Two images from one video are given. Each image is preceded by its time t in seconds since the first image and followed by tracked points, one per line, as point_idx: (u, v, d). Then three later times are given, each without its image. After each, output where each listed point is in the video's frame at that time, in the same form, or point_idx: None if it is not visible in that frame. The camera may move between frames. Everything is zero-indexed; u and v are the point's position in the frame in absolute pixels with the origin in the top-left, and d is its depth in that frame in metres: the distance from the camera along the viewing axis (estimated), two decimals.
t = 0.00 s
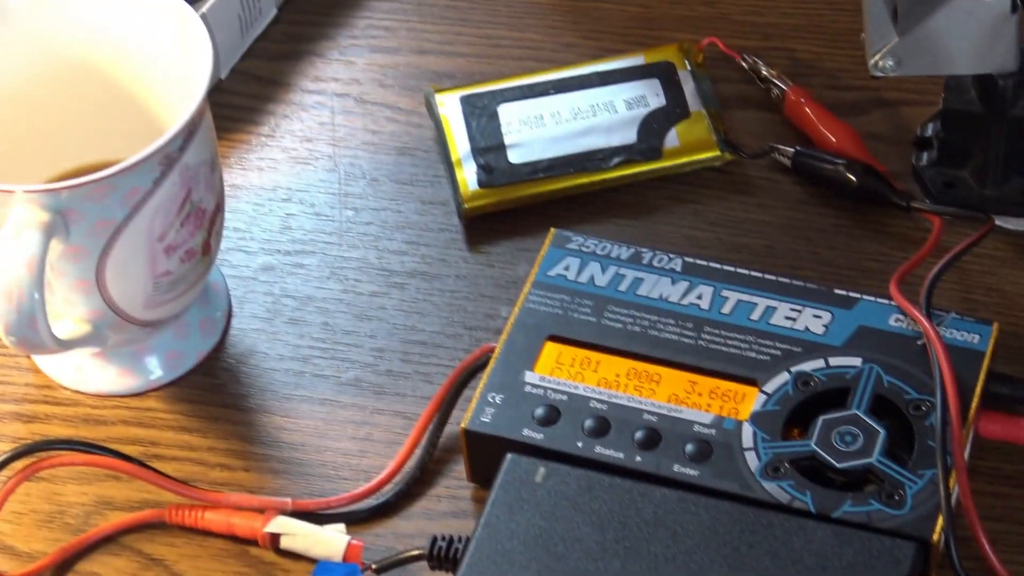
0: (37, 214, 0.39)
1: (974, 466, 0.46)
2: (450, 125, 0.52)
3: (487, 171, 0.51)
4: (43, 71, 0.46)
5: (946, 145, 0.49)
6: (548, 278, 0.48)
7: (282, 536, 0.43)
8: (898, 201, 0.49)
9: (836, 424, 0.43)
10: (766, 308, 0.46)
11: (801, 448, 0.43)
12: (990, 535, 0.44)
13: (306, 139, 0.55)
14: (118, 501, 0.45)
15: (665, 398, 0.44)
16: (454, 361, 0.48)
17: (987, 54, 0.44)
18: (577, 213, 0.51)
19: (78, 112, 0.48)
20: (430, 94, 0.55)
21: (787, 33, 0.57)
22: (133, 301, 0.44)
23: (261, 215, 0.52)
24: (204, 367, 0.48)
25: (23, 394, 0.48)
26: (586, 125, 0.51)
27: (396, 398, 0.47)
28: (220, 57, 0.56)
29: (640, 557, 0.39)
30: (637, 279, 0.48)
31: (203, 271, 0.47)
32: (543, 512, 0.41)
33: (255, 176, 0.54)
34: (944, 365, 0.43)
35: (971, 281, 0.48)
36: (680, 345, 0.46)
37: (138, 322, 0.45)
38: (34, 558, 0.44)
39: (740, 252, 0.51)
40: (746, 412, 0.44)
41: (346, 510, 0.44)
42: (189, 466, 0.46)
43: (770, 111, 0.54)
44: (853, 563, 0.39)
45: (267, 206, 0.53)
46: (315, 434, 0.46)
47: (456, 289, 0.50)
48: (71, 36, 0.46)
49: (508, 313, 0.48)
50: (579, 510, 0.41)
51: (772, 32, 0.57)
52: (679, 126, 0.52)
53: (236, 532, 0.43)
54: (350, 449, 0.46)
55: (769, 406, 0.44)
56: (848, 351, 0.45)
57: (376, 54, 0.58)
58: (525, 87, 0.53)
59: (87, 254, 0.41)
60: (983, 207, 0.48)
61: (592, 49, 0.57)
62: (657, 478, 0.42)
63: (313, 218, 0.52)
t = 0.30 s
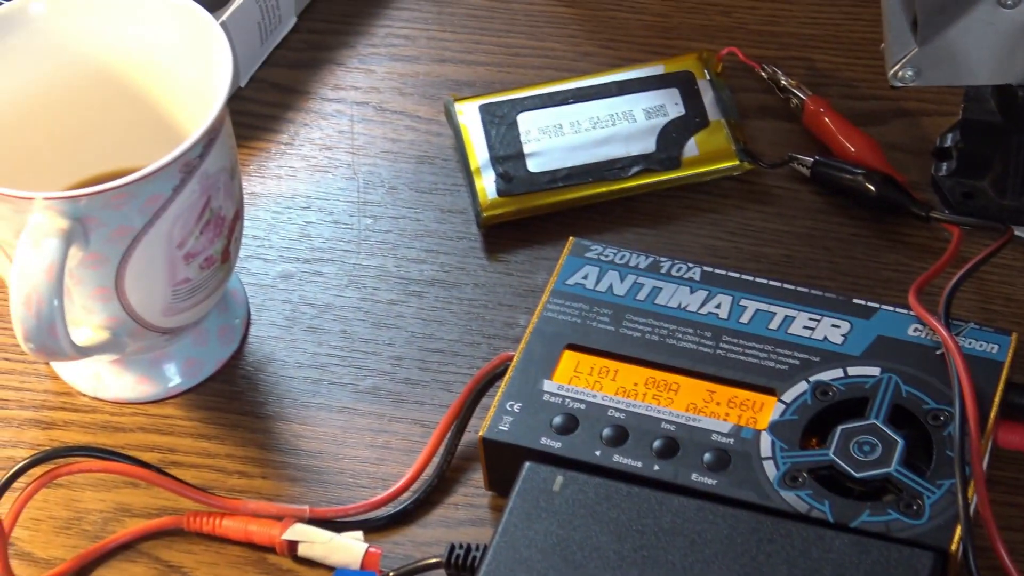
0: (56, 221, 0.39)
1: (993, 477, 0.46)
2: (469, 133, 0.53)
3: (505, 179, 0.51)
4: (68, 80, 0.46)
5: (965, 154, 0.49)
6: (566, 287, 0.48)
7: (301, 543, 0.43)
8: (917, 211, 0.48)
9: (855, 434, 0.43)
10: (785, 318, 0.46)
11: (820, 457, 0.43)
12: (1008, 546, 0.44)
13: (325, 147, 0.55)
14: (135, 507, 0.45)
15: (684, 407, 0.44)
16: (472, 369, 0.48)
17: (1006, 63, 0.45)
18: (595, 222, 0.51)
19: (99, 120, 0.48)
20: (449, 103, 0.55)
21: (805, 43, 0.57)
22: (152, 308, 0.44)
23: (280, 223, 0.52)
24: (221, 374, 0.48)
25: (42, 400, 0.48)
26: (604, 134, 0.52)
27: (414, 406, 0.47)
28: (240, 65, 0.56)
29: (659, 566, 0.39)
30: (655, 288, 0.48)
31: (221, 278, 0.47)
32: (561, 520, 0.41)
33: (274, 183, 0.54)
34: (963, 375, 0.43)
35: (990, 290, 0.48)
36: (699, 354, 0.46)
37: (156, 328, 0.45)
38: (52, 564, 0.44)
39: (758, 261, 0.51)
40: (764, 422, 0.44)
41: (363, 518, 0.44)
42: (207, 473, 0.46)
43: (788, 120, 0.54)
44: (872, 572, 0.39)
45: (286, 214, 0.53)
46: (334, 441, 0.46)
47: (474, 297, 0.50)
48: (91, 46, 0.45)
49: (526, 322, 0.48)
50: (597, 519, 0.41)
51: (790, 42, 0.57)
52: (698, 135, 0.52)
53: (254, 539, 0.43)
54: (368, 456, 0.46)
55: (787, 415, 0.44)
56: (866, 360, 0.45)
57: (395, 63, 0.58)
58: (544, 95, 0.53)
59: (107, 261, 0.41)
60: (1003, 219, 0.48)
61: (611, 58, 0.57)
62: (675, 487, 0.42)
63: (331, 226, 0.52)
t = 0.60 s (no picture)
0: (66, 219, 0.39)
1: (1001, 478, 0.46)
2: (479, 132, 0.53)
3: (515, 179, 0.51)
4: (78, 80, 0.46)
5: (976, 156, 0.49)
6: (575, 286, 0.48)
7: (309, 541, 0.43)
8: (926, 213, 0.48)
9: (863, 436, 0.43)
10: (793, 319, 0.46)
11: (828, 458, 0.43)
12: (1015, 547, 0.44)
13: (335, 146, 0.55)
14: (143, 505, 0.45)
15: (692, 407, 0.44)
16: (480, 368, 0.48)
17: (1016, 64, 0.45)
18: (605, 222, 0.51)
19: (109, 119, 0.48)
20: (459, 102, 0.55)
21: (815, 44, 0.57)
22: (161, 305, 0.44)
23: (289, 221, 0.52)
24: (230, 372, 0.48)
25: (50, 398, 0.48)
26: (615, 133, 0.52)
27: (423, 406, 0.47)
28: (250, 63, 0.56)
29: (667, 566, 0.39)
30: (664, 288, 0.48)
31: (230, 276, 0.47)
32: (568, 519, 0.41)
33: (284, 182, 0.54)
34: (971, 376, 0.43)
35: (1000, 292, 0.48)
36: (708, 354, 0.46)
37: (165, 326, 0.45)
38: (60, 561, 0.44)
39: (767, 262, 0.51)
40: (772, 422, 0.44)
41: (371, 517, 0.44)
42: (215, 471, 0.46)
43: (798, 121, 0.54)
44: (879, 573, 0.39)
45: (296, 212, 0.53)
46: (342, 440, 0.46)
47: (483, 297, 0.50)
48: (101, 45, 0.45)
49: (535, 321, 0.48)
50: (605, 518, 0.41)
51: (800, 42, 0.57)
52: (708, 135, 0.52)
53: (261, 537, 0.43)
54: (376, 455, 0.46)
55: (795, 416, 0.44)
56: (875, 361, 0.45)
57: (405, 62, 0.58)
58: (554, 95, 0.53)
59: (116, 258, 0.41)
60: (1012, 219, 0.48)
61: (620, 58, 0.57)
62: (683, 487, 0.42)
63: (341, 224, 0.52)
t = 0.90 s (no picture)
0: (28, 212, 0.39)
1: (964, 469, 0.46)
2: (444, 125, 0.53)
3: (480, 171, 0.51)
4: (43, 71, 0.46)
5: (940, 149, 0.48)
6: (539, 279, 0.48)
7: (272, 534, 0.43)
8: (889, 204, 0.49)
9: (825, 426, 0.43)
10: (756, 310, 0.46)
11: (790, 449, 0.43)
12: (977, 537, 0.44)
13: (299, 139, 0.55)
14: (106, 498, 0.45)
15: (655, 399, 0.44)
16: (444, 360, 0.48)
17: (982, 58, 0.44)
18: (570, 215, 0.51)
19: (72, 112, 0.48)
20: (424, 95, 0.55)
21: (779, 37, 0.58)
22: (125, 299, 0.44)
23: (254, 214, 0.52)
24: (194, 366, 0.48)
25: (14, 392, 0.48)
26: (579, 126, 0.52)
27: (387, 398, 0.47)
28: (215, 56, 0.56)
29: (630, 558, 0.39)
30: (627, 280, 0.48)
31: (194, 269, 0.47)
32: (531, 511, 0.40)
33: (248, 175, 0.54)
34: (933, 366, 0.44)
35: (963, 283, 0.48)
36: (671, 345, 0.46)
37: (130, 320, 0.45)
38: (23, 555, 0.43)
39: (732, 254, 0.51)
40: (734, 413, 0.44)
41: (334, 509, 0.44)
42: (179, 464, 0.46)
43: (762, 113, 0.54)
44: (841, 563, 0.39)
45: (260, 205, 0.53)
46: (305, 433, 0.46)
47: (447, 290, 0.50)
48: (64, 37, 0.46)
49: (498, 314, 0.48)
50: (568, 510, 0.41)
51: (765, 35, 0.58)
52: (672, 128, 0.52)
53: (225, 530, 0.43)
54: (339, 447, 0.46)
55: (758, 407, 0.44)
56: (837, 352, 0.45)
57: (370, 54, 0.58)
58: (519, 88, 0.53)
59: (80, 252, 0.41)
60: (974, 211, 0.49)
61: (585, 51, 0.57)
62: (646, 478, 0.42)
63: (305, 218, 0.52)
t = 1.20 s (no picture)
0: None
1: (904, 453, 0.46)
2: (383, 115, 0.53)
3: (420, 161, 0.51)
4: None
5: (879, 136, 0.49)
6: (481, 268, 0.48)
7: (215, 525, 0.43)
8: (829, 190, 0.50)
9: (766, 412, 0.44)
10: (697, 297, 0.47)
11: (732, 435, 0.43)
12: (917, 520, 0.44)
13: (239, 131, 0.55)
14: (50, 492, 0.45)
15: (597, 386, 0.45)
16: (387, 350, 0.48)
17: (918, 45, 0.45)
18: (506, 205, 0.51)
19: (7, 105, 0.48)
20: (364, 86, 0.55)
21: (717, 24, 0.58)
22: (67, 292, 0.44)
23: (195, 206, 0.52)
24: (137, 358, 0.48)
25: None
26: (519, 115, 0.52)
27: (329, 388, 0.47)
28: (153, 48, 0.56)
29: (572, 545, 0.39)
30: (568, 269, 0.48)
31: (135, 261, 0.47)
32: (475, 500, 0.41)
33: (188, 167, 0.54)
34: (873, 352, 0.44)
35: (901, 269, 0.49)
36: (612, 333, 0.46)
37: (72, 312, 0.45)
38: None
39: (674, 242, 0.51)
40: (676, 400, 0.44)
41: (278, 499, 0.44)
42: (123, 456, 0.46)
43: (701, 100, 0.55)
44: (782, 547, 0.39)
45: (201, 197, 0.53)
46: (248, 424, 0.46)
47: (388, 280, 0.50)
48: None
49: (441, 303, 0.48)
50: (511, 498, 0.41)
51: (705, 23, 0.58)
52: (611, 116, 0.52)
53: (168, 522, 0.43)
54: (282, 438, 0.46)
55: (700, 393, 0.44)
56: (778, 338, 0.45)
57: (308, 45, 0.58)
58: (458, 78, 0.53)
59: (20, 244, 0.41)
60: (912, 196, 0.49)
61: (525, 40, 0.58)
62: (588, 465, 0.42)
63: (246, 209, 0.52)
